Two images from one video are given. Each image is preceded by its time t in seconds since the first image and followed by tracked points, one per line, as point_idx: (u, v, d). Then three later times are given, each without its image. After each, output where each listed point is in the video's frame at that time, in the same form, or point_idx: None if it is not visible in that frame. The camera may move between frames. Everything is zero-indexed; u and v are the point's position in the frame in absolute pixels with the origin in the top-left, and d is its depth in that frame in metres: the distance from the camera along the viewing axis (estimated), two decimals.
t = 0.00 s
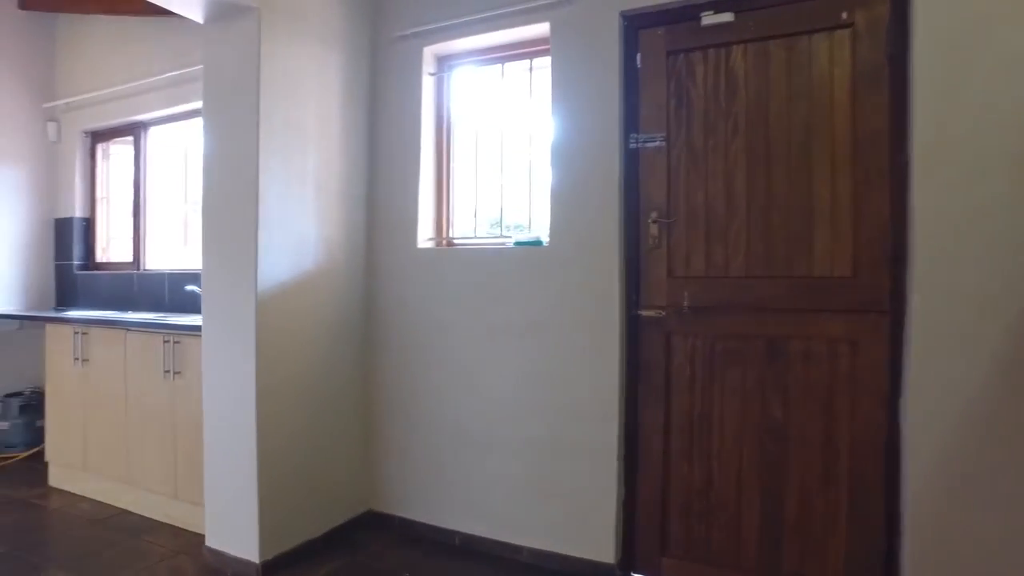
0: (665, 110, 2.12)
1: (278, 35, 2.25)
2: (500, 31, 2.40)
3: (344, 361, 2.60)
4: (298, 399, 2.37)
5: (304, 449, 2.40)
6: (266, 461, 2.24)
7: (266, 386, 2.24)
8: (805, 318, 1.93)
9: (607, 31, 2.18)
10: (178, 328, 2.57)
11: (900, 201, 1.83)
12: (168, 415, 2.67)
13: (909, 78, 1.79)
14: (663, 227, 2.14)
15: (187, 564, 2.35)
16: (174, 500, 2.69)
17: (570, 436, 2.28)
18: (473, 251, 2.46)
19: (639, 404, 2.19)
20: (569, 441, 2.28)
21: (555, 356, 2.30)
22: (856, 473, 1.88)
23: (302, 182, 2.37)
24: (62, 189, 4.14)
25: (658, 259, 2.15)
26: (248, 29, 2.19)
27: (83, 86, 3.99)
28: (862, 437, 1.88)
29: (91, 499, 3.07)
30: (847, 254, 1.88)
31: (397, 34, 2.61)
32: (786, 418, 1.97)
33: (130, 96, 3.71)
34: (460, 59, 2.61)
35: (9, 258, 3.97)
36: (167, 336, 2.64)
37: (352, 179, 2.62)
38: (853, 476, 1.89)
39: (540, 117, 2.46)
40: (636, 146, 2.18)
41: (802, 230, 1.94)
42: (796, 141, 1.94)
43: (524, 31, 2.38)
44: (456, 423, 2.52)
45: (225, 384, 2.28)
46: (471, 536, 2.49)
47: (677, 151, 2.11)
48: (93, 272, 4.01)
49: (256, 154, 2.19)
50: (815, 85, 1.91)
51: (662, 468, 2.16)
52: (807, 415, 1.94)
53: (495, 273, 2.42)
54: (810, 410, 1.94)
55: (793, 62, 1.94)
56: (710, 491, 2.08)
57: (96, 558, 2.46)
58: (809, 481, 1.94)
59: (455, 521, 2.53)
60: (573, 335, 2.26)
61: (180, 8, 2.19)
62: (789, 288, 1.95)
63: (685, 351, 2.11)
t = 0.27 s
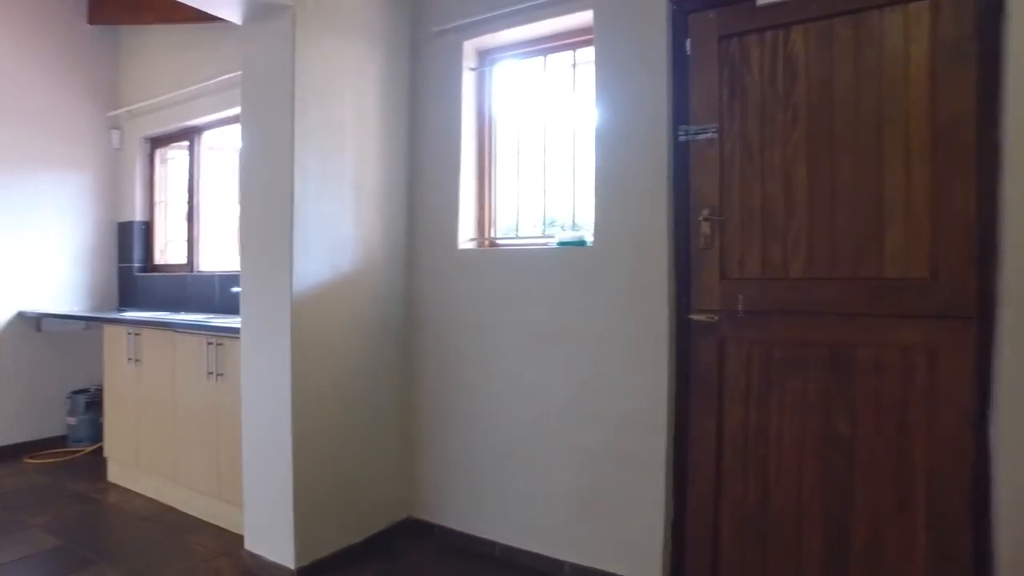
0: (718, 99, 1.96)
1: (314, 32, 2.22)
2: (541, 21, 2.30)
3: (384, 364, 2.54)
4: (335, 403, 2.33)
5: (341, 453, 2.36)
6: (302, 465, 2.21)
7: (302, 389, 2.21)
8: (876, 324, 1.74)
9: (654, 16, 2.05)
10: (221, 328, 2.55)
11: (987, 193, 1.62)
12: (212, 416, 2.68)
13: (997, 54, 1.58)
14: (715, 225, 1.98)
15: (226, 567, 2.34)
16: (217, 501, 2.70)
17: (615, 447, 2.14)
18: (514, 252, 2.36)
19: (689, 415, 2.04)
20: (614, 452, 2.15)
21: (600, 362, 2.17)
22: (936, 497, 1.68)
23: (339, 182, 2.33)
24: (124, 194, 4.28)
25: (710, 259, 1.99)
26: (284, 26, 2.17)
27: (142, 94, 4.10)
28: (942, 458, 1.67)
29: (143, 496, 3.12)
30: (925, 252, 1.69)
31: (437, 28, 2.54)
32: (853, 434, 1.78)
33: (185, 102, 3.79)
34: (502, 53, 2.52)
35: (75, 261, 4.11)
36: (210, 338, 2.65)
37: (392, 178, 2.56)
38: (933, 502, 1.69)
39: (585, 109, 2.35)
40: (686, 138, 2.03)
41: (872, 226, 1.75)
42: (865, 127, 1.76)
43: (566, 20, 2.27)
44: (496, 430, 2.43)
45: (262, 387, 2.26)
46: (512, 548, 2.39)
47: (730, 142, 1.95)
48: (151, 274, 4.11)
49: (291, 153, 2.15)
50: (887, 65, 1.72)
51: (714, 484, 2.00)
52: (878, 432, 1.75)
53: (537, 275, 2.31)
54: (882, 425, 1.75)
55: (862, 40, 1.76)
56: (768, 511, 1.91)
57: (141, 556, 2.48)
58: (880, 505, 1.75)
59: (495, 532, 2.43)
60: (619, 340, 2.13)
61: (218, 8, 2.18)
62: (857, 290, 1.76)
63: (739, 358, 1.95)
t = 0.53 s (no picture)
0: (771, 83, 1.82)
1: (347, 25, 2.18)
2: (581, 8, 2.20)
3: (420, 365, 2.48)
4: (369, 404, 2.28)
5: (375, 455, 2.31)
6: (334, 467, 2.17)
7: (334, 390, 2.16)
8: (951, 327, 1.57)
9: None
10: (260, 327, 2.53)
11: None
12: (251, 415, 2.67)
13: None
14: (768, 219, 1.84)
15: (261, 567, 2.31)
16: (256, 500, 2.69)
17: (659, 455, 2.02)
18: (553, 249, 2.26)
19: (739, 423, 1.90)
20: (658, 461, 2.02)
21: (643, 366, 2.05)
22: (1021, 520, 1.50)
23: (374, 178, 2.29)
24: (176, 196, 4.36)
25: (762, 256, 1.85)
26: (317, 20, 2.13)
27: (192, 97, 4.18)
28: None
29: (187, 492, 3.15)
30: (1008, 247, 1.51)
31: (474, 20, 2.47)
32: (924, 447, 1.61)
33: (232, 103, 3.84)
34: (541, 43, 2.43)
35: (128, 262, 4.21)
36: (249, 337, 2.64)
37: (429, 175, 2.50)
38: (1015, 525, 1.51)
39: (628, 99, 2.23)
40: (736, 127, 1.89)
41: (946, 218, 1.58)
42: (938, 109, 1.58)
43: (607, 5, 2.17)
44: (534, 435, 2.33)
45: (296, 387, 2.23)
46: (550, 559, 2.29)
47: (784, 130, 1.80)
48: (200, 274, 4.17)
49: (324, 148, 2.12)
50: (964, 38, 1.55)
51: (766, 499, 1.85)
52: (953, 446, 1.58)
53: (577, 273, 2.21)
54: (957, 439, 1.57)
55: (934, 13, 1.59)
56: (826, 530, 1.75)
57: (180, 553, 2.49)
58: (955, 527, 1.58)
59: (533, 541, 2.34)
60: (663, 342, 2.01)
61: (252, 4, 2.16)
62: (929, 289, 1.59)
63: (794, 363, 1.80)
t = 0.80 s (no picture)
0: (821, 66, 1.68)
1: (371, 17, 2.11)
2: None
3: (448, 367, 2.40)
4: (394, 407, 2.21)
5: (401, 461, 2.23)
6: (358, 472, 2.10)
7: (358, 392, 2.10)
8: None
9: None
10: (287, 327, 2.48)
11: None
12: (278, 417, 2.63)
13: None
14: (818, 212, 1.69)
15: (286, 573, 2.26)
16: (283, 503, 2.65)
17: (698, 466, 1.89)
18: (586, 247, 2.15)
19: (786, 434, 1.76)
20: (696, 472, 1.89)
21: (680, 371, 1.92)
22: None
23: (400, 175, 2.21)
24: (212, 196, 4.38)
25: (811, 252, 1.70)
26: (342, 12, 2.07)
27: (229, 98, 4.18)
28: None
29: (218, 492, 3.11)
30: None
31: (503, 10, 2.38)
32: (996, 465, 1.46)
33: (266, 103, 3.84)
34: (574, 32, 2.32)
35: (168, 262, 4.22)
36: (276, 338, 2.60)
37: (457, 171, 2.42)
38: None
39: (665, 88, 2.10)
40: (782, 114, 1.75)
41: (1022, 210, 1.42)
42: (1014, 88, 1.42)
43: None
44: (566, 442, 2.22)
45: (320, 389, 2.17)
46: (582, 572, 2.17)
47: (837, 116, 1.66)
48: (235, 274, 4.18)
49: (348, 144, 2.06)
50: None
51: (816, 516, 1.71)
52: None
53: (611, 272, 2.09)
54: None
55: None
56: (884, 552, 1.60)
57: (208, 555, 2.45)
58: None
59: (565, 553, 2.23)
60: (702, 346, 1.87)
61: None
62: (1001, 289, 1.43)
63: (847, 369, 1.65)
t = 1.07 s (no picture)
0: (881, 50, 1.54)
1: (400, 12, 2.05)
2: None
3: (480, 373, 2.32)
4: (424, 414, 2.14)
5: (430, 469, 2.16)
6: (386, 480, 2.04)
7: (386, 399, 2.04)
8: None
9: None
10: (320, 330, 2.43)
11: None
12: (310, 421, 2.60)
13: None
14: (878, 210, 1.55)
15: None
16: (313, 508, 2.62)
17: (744, 482, 1.76)
18: (624, 249, 2.04)
19: (841, 450, 1.62)
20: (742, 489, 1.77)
21: (725, 380, 1.80)
22: None
23: (429, 174, 2.14)
24: (250, 198, 4.36)
25: (870, 253, 1.56)
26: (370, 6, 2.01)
27: (268, 99, 4.16)
28: None
29: (252, 494, 3.05)
30: None
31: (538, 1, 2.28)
32: None
33: (302, 104, 3.82)
34: (611, 22, 2.21)
35: (208, 264, 4.23)
36: (308, 342, 2.58)
37: (490, 170, 2.34)
38: None
39: (708, 79, 1.97)
40: (837, 103, 1.61)
41: None
42: None
43: None
44: (602, 452, 2.12)
45: (348, 394, 2.12)
46: None
47: (899, 104, 1.51)
48: (273, 276, 4.16)
49: (375, 143, 2.00)
50: None
51: (875, 541, 1.57)
52: None
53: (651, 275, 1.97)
54: None
55: None
56: None
57: (238, 558, 2.42)
58: None
59: (601, 569, 2.13)
60: (749, 354, 1.74)
61: None
62: None
63: (911, 382, 1.51)
